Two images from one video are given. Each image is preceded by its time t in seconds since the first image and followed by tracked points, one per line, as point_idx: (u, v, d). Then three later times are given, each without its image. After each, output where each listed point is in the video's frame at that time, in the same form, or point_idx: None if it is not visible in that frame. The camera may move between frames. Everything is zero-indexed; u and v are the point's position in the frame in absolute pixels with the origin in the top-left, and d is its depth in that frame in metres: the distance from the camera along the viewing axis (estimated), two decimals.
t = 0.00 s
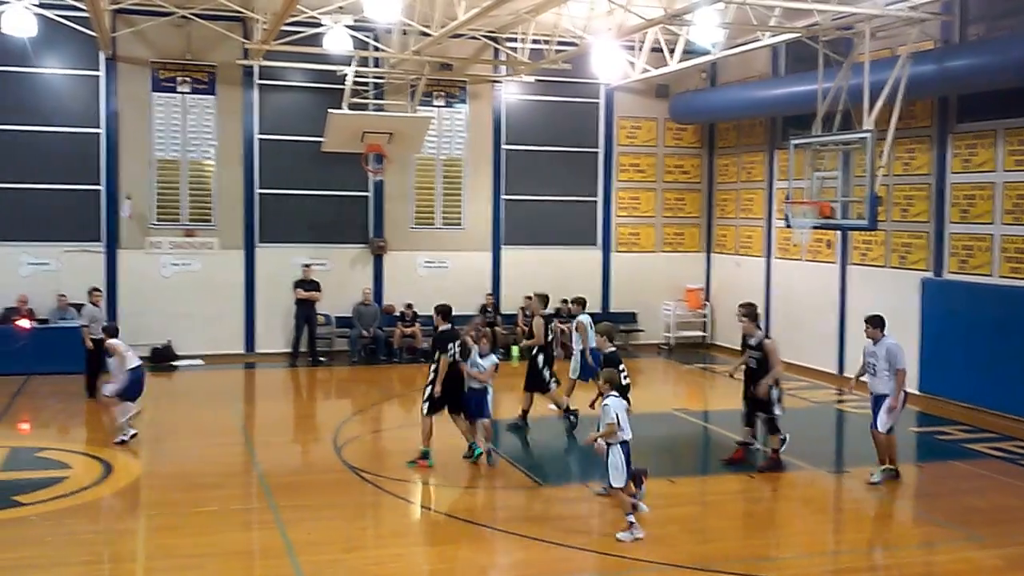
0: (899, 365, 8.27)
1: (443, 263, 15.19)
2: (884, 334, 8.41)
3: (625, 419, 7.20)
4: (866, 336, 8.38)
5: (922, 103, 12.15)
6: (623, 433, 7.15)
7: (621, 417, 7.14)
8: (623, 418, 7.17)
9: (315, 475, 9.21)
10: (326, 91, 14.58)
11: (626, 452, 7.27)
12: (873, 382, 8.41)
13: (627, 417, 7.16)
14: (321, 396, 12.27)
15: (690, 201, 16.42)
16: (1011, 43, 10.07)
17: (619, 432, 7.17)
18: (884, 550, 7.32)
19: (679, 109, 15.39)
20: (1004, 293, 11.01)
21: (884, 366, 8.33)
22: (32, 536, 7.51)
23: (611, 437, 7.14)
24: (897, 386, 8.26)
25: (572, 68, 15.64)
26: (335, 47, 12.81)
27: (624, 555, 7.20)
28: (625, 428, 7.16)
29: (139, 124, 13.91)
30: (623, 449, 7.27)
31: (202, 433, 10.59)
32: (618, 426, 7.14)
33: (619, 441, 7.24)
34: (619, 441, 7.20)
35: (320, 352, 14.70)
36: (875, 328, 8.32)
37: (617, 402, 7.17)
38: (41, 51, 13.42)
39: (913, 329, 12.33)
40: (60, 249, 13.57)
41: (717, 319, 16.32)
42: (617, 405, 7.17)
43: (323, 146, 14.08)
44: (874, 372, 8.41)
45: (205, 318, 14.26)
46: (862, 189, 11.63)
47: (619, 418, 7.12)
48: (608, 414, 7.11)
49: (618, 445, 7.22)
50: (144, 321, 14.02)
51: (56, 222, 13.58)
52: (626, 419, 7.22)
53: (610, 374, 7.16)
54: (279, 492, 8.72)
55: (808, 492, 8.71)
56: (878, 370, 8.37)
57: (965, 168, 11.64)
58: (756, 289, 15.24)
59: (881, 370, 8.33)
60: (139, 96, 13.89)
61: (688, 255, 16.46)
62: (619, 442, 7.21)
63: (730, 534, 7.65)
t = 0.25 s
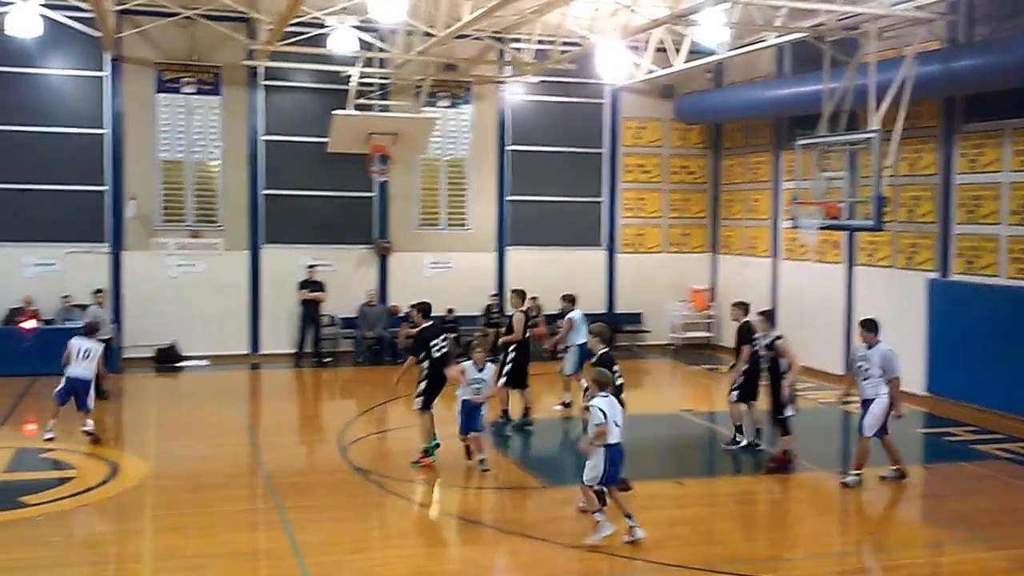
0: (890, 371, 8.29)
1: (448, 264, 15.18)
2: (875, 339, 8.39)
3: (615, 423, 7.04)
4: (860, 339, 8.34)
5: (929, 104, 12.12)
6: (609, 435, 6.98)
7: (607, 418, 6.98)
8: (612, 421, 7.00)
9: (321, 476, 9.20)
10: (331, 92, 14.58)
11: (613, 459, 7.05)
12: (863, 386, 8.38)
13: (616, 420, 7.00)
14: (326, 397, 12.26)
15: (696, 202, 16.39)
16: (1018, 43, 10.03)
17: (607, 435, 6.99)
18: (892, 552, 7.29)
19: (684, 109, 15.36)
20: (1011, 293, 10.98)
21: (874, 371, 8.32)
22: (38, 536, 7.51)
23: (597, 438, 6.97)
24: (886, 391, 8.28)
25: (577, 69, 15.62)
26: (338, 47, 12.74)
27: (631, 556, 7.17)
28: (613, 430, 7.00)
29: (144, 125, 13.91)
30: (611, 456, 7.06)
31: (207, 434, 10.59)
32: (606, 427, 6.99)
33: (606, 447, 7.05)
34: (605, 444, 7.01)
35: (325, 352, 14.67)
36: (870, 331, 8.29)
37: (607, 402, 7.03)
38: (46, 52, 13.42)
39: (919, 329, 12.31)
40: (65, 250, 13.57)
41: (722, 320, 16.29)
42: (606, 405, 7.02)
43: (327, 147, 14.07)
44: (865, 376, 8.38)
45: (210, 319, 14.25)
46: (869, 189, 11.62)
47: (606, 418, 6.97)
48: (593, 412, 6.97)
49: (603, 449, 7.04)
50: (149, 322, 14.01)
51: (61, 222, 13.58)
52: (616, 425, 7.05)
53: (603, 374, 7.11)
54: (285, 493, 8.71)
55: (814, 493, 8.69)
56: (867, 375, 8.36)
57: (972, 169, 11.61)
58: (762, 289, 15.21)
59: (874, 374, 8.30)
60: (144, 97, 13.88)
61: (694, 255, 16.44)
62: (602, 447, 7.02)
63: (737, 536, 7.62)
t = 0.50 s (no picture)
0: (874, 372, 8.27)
1: (451, 264, 15.18)
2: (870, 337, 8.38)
3: (590, 436, 6.64)
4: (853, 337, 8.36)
5: (932, 104, 12.09)
6: (582, 448, 6.58)
7: (581, 430, 6.60)
8: (587, 432, 6.63)
9: (324, 476, 9.19)
10: (333, 92, 14.57)
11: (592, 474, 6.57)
12: (851, 382, 8.40)
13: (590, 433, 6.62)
14: (329, 397, 12.25)
15: (699, 202, 16.37)
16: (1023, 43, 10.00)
17: (581, 447, 6.60)
18: (896, 553, 7.27)
19: (688, 109, 15.34)
20: (1015, 293, 10.96)
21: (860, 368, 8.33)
22: (42, 537, 7.51)
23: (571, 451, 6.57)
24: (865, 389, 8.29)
25: (580, 69, 15.60)
26: (341, 46, 12.99)
27: (634, 557, 7.16)
28: (587, 442, 6.62)
29: (147, 125, 13.92)
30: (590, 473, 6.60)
31: (210, 434, 10.59)
32: (579, 439, 6.61)
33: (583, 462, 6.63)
34: (580, 457, 6.61)
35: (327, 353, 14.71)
36: (863, 329, 8.31)
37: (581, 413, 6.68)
38: (48, 53, 13.43)
39: (923, 330, 12.28)
40: (68, 250, 13.58)
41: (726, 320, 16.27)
42: (581, 418, 6.66)
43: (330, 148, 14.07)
44: (853, 373, 8.40)
45: (213, 319, 14.26)
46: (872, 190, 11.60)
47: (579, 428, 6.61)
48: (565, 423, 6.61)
49: (580, 463, 6.57)
50: (153, 322, 14.02)
51: (65, 223, 13.59)
52: (592, 438, 6.64)
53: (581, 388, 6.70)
54: (288, 493, 8.70)
55: (819, 494, 8.67)
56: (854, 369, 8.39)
57: (976, 169, 11.58)
58: (766, 290, 15.18)
59: (860, 371, 8.30)
60: (147, 98, 13.89)
61: (697, 256, 16.42)
62: (580, 460, 6.59)
63: (741, 537, 7.60)
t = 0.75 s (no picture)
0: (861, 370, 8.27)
1: (452, 265, 15.17)
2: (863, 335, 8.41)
3: (582, 447, 6.45)
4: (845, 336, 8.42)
5: (934, 104, 12.08)
6: (576, 462, 6.39)
7: (572, 445, 6.40)
8: (579, 445, 6.43)
9: (325, 477, 9.19)
10: (335, 93, 14.58)
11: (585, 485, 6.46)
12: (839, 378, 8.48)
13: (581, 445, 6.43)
14: (330, 398, 12.25)
15: (701, 202, 16.36)
16: None
17: (575, 462, 6.42)
18: (897, 553, 7.25)
19: (689, 110, 15.32)
20: (1016, 293, 10.95)
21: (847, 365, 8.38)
22: (43, 538, 7.51)
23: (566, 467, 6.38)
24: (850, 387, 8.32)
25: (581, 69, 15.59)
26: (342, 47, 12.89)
27: (634, 557, 7.15)
28: (580, 455, 6.42)
29: (149, 126, 13.93)
30: (582, 484, 6.47)
31: (212, 435, 10.59)
32: (572, 453, 6.40)
33: (575, 473, 6.47)
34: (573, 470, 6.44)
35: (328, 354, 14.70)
36: (854, 328, 8.34)
37: (570, 427, 6.45)
38: (50, 53, 13.44)
39: (924, 330, 12.26)
40: (70, 251, 13.59)
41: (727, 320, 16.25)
42: (570, 431, 6.44)
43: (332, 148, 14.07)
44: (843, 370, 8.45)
45: (214, 320, 14.26)
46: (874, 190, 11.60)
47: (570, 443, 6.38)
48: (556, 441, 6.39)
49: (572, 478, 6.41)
50: (154, 323, 14.03)
51: (66, 224, 13.60)
52: (583, 450, 6.46)
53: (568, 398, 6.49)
54: (289, 494, 8.70)
55: (820, 494, 8.66)
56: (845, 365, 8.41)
57: (978, 169, 11.57)
58: (767, 290, 15.17)
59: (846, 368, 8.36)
60: (149, 98, 13.90)
61: (699, 256, 16.41)
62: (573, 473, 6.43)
63: (742, 538, 7.58)
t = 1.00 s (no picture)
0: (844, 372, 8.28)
1: (452, 266, 15.17)
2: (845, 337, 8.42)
3: (542, 435, 6.67)
4: (828, 337, 8.42)
5: (934, 104, 12.07)
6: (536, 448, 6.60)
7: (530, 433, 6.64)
8: (536, 433, 6.67)
9: (324, 477, 9.19)
10: (335, 93, 14.58)
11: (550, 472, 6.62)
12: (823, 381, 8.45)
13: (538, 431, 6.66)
14: (330, 398, 12.25)
15: (700, 203, 16.35)
16: None
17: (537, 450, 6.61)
18: (896, 553, 7.24)
19: (689, 110, 15.32)
20: (1016, 293, 10.94)
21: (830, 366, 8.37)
22: (42, 538, 7.50)
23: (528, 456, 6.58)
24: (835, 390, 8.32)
25: (581, 69, 15.58)
26: (341, 47, 12.82)
27: (632, 558, 7.14)
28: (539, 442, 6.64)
29: (148, 126, 13.93)
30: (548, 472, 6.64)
31: (211, 435, 10.58)
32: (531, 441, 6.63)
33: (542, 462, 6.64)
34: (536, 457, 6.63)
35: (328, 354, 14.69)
36: (837, 329, 8.34)
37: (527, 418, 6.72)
38: (50, 54, 13.45)
39: (924, 330, 12.25)
40: (69, 251, 13.60)
41: (727, 321, 16.24)
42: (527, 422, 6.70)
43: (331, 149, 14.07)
44: (827, 373, 8.43)
45: (214, 320, 14.26)
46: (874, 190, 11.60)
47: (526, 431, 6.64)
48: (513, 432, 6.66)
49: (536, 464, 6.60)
50: (154, 323, 14.03)
51: (66, 224, 13.60)
52: (543, 436, 6.67)
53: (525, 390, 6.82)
54: (288, 494, 8.69)
55: (820, 494, 8.64)
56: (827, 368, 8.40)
57: (978, 169, 11.56)
58: (767, 291, 15.16)
59: (830, 371, 8.33)
60: (149, 99, 13.90)
61: (698, 256, 16.41)
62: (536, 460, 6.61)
63: (741, 538, 7.57)
